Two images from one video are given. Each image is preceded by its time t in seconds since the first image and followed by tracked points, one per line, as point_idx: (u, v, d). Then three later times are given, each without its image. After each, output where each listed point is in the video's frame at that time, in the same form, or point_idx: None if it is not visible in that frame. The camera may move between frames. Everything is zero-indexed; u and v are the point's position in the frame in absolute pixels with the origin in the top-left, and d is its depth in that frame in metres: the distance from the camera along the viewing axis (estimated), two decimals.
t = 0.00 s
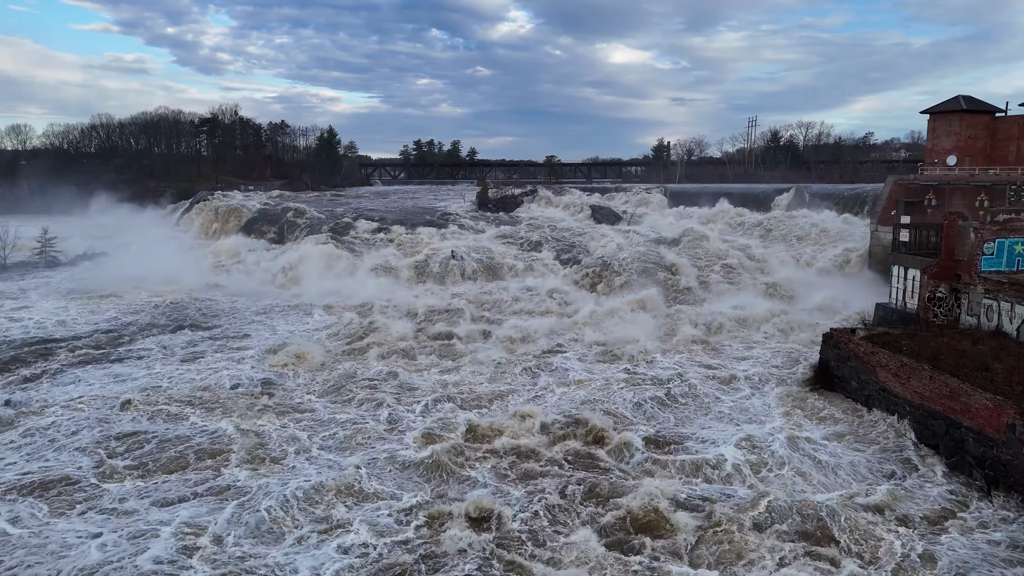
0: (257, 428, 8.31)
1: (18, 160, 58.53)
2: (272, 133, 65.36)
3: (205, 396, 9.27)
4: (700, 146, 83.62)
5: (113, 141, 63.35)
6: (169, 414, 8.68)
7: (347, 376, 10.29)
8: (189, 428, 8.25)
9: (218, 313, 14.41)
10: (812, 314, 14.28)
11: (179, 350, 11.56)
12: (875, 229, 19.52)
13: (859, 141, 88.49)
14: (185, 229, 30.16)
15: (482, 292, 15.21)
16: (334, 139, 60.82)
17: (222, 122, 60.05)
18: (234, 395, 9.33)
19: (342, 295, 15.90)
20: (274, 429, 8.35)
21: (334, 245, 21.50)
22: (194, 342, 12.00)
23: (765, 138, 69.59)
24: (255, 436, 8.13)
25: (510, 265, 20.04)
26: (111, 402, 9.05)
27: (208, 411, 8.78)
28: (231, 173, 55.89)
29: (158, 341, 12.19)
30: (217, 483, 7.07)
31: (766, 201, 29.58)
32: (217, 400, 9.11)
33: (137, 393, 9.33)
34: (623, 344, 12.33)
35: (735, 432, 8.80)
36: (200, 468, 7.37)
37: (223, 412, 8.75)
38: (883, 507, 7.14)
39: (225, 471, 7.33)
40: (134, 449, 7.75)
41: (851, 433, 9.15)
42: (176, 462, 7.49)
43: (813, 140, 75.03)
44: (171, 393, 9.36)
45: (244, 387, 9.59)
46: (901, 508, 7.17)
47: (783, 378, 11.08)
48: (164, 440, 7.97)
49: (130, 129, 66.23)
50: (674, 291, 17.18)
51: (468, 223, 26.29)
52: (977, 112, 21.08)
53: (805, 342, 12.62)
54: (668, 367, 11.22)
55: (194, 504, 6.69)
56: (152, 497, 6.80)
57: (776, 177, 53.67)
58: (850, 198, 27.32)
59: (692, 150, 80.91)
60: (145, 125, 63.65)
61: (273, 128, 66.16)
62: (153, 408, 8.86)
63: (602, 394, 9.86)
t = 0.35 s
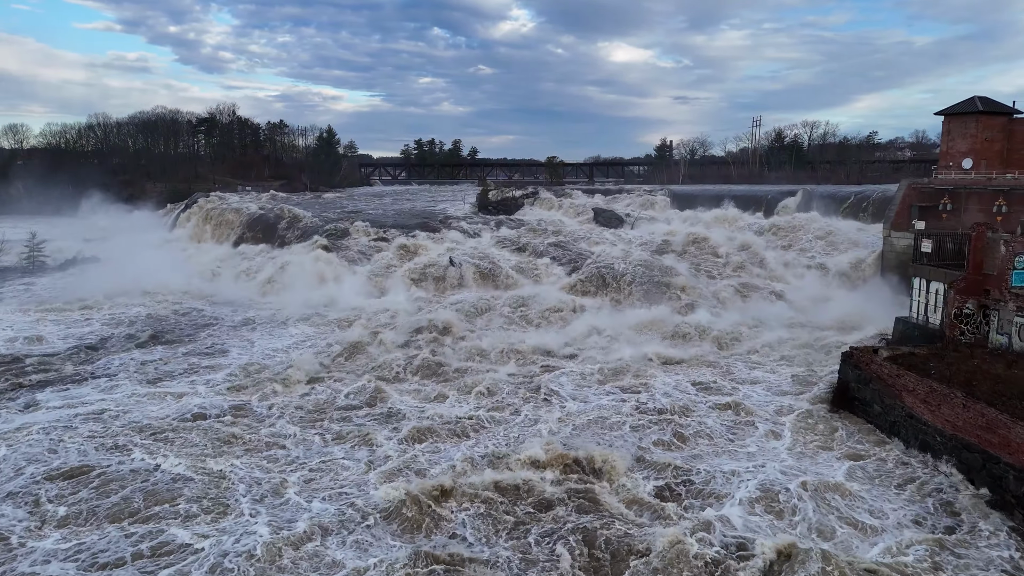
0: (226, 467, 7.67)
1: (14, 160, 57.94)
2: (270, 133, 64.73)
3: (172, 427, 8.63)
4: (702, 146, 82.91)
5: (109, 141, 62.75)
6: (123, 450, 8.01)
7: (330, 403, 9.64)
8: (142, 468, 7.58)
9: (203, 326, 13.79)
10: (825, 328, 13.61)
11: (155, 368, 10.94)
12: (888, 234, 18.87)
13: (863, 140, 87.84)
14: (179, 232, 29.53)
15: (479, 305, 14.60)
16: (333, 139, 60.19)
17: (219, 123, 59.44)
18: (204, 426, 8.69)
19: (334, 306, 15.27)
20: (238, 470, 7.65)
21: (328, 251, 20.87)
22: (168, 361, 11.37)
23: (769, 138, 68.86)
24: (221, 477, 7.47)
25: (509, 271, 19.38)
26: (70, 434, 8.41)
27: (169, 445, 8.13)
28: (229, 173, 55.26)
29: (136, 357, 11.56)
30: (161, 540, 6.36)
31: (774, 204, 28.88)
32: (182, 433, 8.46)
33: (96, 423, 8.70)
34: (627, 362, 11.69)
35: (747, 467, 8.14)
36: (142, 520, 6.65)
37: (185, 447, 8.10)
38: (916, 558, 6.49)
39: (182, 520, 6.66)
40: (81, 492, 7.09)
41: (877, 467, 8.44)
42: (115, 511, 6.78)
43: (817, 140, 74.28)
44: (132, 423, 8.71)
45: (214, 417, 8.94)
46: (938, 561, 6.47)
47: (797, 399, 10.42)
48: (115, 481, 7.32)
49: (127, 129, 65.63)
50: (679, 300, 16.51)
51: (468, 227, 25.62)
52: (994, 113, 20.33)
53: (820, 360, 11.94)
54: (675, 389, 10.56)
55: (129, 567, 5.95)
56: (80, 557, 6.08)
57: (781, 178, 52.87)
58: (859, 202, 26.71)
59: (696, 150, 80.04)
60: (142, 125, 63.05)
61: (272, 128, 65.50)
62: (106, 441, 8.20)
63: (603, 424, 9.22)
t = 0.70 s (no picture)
0: (181, 508, 7.04)
1: (12, 155, 57.42)
2: (271, 126, 64.06)
3: (134, 457, 8.02)
4: (708, 139, 81.96)
5: (109, 135, 62.17)
6: (67, 484, 7.41)
7: (315, 427, 9.03)
8: (80, 509, 6.96)
9: (189, 333, 13.17)
10: (842, 337, 12.94)
11: (131, 382, 10.34)
12: (904, 234, 18.17)
13: (870, 132, 86.77)
14: (174, 229, 28.91)
15: (478, 313, 13.98)
16: (334, 132, 59.47)
17: (219, 117, 58.76)
18: (172, 456, 8.09)
19: (327, 311, 14.63)
20: (202, 511, 7.02)
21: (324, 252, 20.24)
22: (144, 374, 10.75)
23: (776, 131, 67.94)
24: (177, 521, 6.83)
25: (512, 273, 18.75)
26: (23, 464, 7.82)
27: (125, 481, 7.52)
28: (228, 168, 54.59)
29: (114, 369, 10.97)
30: None
31: (783, 201, 28.14)
32: (139, 466, 7.83)
33: (54, 452, 8.11)
34: (634, 377, 11.06)
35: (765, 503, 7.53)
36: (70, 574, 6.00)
37: (140, 483, 7.48)
38: None
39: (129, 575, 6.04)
40: (17, 538, 6.47)
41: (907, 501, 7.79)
42: (36, 564, 6.11)
43: (825, 132, 73.34)
44: (93, 452, 8.11)
45: (177, 445, 8.33)
46: None
47: (815, 418, 9.78)
48: (54, 525, 6.71)
49: (126, 122, 64.97)
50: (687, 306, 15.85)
51: (468, 225, 24.94)
52: (1016, 109, 19.42)
53: (838, 373, 11.31)
54: (685, 408, 9.93)
55: None
56: None
57: (788, 173, 51.94)
58: (870, 199, 26.00)
59: (701, 143, 79.03)
60: (142, 119, 62.44)
61: (272, 122, 64.73)
62: (52, 474, 7.60)
63: (609, 451, 8.60)
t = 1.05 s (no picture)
0: (120, 558, 6.41)
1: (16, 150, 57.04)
2: (276, 119, 63.44)
3: (82, 495, 7.42)
4: (718, 132, 80.90)
5: (113, 128, 61.71)
6: None
7: (296, 457, 8.41)
8: (2, 559, 6.34)
9: (175, 341, 12.58)
10: (863, 348, 12.24)
11: (105, 400, 9.75)
12: (926, 235, 17.41)
13: (883, 125, 85.42)
14: (173, 226, 28.39)
15: (479, 323, 13.34)
16: (339, 126, 58.80)
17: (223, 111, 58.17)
18: (131, 493, 7.48)
19: (322, 316, 14.03)
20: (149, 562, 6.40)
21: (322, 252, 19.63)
22: (119, 390, 10.15)
23: (788, 124, 66.87)
24: None
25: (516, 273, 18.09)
26: None
27: (68, 525, 6.89)
28: (232, 162, 54.03)
29: (91, 382, 10.38)
30: None
31: (797, 198, 27.32)
32: (86, 505, 7.22)
33: (6, 485, 7.52)
34: (643, 396, 10.41)
35: (787, 547, 6.85)
36: None
37: (84, 526, 6.86)
38: None
39: None
40: None
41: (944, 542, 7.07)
42: None
43: (837, 125, 72.18)
44: (49, 487, 7.52)
45: (134, 480, 7.73)
46: None
47: (840, 442, 9.08)
48: None
49: (130, 115, 64.50)
50: (699, 314, 15.15)
51: (473, 223, 24.30)
52: None
53: (862, 390, 10.63)
54: (697, 434, 9.27)
55: None
56: None
57: (801, 167, 50.95)
58: (888, 195, 25.20)
59: (711, 137, 77.92)
60: (146, 112, 61.93)
61: (275, 116, 64.10)
62: None
63: (614, 490, 7.94)
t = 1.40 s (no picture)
0: None
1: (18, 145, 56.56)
2: (280, 112, 62.78)
3: (30, 538, 6.78)
4: (728, 125, 79.75)
5: (116, 122, 61.17)
6: None
7: (277, 489, 7.78)
8: None
9: (160, 351, 11.96)
10: (887, 364, 11.50)
11: (79, 422, 9.17)
12: (949, 236, 16.61)
13: (895, 118, 84.14)
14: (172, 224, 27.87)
15: (481, 335, 12.69)
16: (344, 119, 58.08)
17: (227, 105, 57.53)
18: (70, 539, 6.75)
19: (316, 325, 13.40)
20: None
21: (320, 253, 19.01)
22: (94, 410, 9.56)
23: (799, 118, 65.78)
24: None
25: (521, 276, 17.40)
26: None
27: None
28: (236, 156, 53.52)
29: (65, 402, 9.77)
30: None
31: (812, 195, 26.51)
32: (25, 553, 6.53)
33: None
34: (653, 419, 9.73)
35: None
36: None
37: None
38: None
39: None
40: None
41: None
42: None
43: (849, 118, 71.01)
44: None
45: (74, 523, 7.00)
46: None
47: (868, 473, 8.37)
48: None
49: (134, 108, 64.09)
50: (712, 322, 14.44)
51: (478, 222, 23.60)
52: None
53: (891, 414, 9.92)
54: (712, 464, 8.58)
55: None
56: None
57: (813, 162, 50.02)
58: (905, 192, 24.38)
59: (721, 130, 76.90)
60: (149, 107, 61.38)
61: (280, 109, 63.50)
62: None
63: (623, 531, 7.25)
